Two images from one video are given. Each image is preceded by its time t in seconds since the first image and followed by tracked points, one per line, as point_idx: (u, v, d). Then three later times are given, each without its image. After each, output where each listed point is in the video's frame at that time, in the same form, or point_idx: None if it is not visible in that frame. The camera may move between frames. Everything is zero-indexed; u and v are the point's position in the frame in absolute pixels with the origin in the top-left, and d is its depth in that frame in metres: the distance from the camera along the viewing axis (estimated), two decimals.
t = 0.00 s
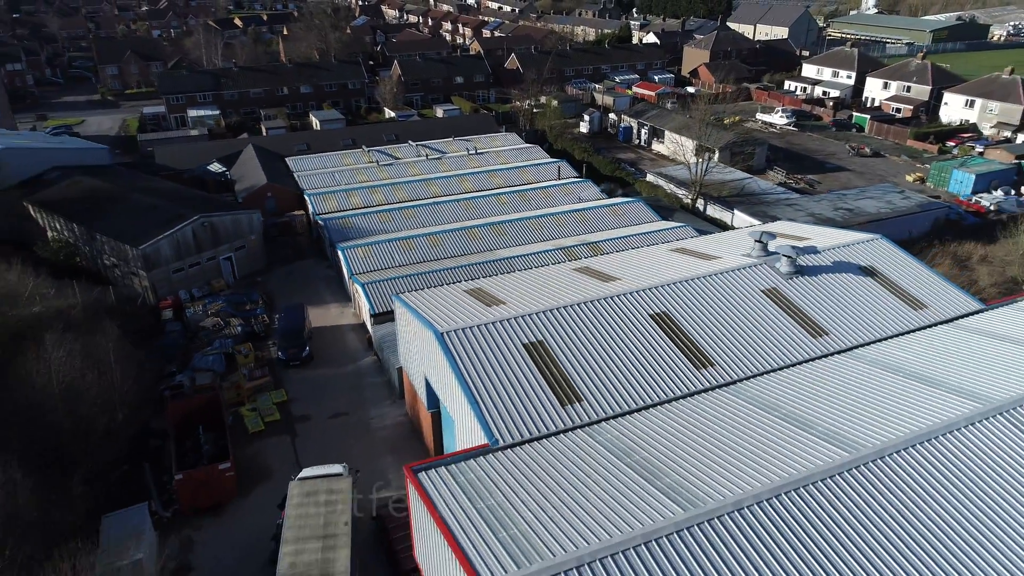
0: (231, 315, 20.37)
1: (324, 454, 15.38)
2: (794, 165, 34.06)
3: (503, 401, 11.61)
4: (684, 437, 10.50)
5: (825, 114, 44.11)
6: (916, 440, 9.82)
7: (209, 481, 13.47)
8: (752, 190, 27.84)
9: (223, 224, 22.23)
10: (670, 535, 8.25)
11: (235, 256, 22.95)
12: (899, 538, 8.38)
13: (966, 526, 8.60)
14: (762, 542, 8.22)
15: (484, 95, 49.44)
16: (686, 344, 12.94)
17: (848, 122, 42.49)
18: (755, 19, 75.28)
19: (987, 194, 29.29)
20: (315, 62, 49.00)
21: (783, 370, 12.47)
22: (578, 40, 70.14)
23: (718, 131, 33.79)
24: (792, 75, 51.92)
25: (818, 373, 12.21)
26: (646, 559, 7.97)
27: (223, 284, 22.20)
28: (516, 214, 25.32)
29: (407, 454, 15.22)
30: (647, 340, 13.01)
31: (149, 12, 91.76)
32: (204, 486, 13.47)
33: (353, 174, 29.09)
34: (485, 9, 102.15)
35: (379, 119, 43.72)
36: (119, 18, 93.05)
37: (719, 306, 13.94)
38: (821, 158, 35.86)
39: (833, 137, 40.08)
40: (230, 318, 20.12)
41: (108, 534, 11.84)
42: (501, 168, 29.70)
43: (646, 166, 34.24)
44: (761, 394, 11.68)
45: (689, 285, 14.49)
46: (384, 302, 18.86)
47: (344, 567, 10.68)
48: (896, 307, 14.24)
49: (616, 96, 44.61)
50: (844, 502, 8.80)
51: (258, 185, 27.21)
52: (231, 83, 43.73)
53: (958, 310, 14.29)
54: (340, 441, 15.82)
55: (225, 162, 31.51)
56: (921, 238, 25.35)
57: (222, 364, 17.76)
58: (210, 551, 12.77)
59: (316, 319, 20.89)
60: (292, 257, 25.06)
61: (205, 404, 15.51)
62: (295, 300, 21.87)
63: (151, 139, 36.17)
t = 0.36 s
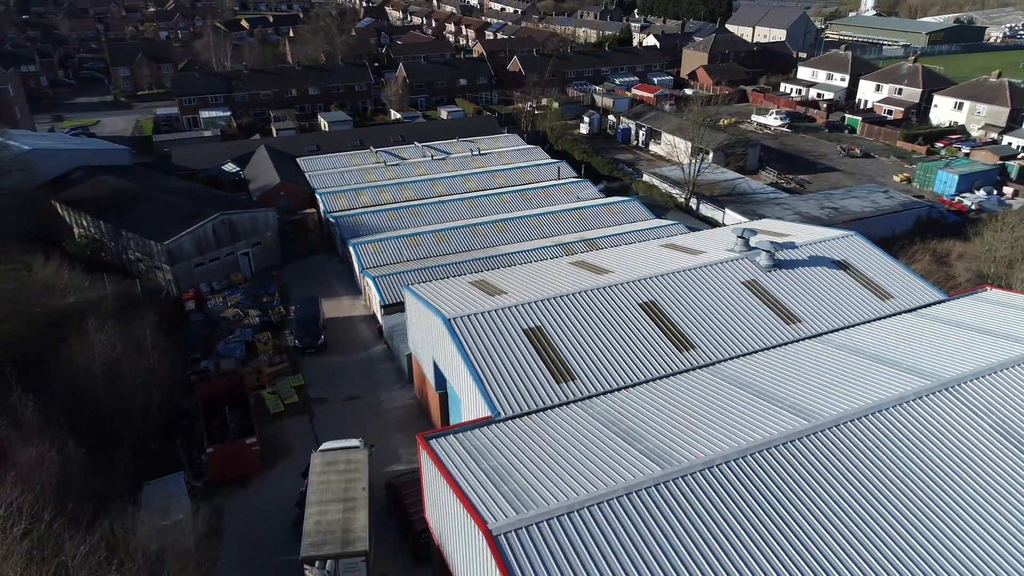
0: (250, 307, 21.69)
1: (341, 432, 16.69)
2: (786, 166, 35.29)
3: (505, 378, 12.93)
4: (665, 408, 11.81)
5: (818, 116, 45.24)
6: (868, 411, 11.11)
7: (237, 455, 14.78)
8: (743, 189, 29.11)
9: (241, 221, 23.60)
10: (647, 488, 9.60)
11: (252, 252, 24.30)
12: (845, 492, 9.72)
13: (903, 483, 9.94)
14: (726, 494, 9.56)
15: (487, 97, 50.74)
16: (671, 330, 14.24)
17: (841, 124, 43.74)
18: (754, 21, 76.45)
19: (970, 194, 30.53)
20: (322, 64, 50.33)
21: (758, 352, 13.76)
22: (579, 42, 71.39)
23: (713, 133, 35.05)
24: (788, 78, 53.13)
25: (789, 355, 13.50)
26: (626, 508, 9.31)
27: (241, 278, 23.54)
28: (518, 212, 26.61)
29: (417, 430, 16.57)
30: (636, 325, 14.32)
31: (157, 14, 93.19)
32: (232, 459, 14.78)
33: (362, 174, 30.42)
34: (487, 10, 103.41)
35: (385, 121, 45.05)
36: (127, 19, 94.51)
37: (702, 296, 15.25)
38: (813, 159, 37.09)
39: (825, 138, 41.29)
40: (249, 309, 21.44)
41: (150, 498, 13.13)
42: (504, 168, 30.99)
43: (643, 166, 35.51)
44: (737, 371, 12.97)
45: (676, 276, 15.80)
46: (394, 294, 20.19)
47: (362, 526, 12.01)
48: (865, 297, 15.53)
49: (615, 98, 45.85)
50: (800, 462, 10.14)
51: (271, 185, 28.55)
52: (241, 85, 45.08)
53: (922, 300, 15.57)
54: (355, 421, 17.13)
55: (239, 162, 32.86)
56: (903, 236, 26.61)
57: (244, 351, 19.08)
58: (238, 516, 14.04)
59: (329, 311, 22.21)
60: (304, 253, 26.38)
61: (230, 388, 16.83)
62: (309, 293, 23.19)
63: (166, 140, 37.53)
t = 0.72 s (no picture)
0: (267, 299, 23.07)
1: (354, 412, 18.06)
2: (779, 166, 36.58)
3: (506, 360, 14.29)
4: (649, 384, 13.14)
5: (812, 117, 46.50)
6: (831, 388, 12.42)
7: (261, 432, 16.11)
8: (734, 189, 30.42)
9: (258, 219, 25.02)
10: (630, 451, 10.95)
11: (267, 248, 25.70)
12: (803, 455, 11.08)
13: (856, 448, 11.28)
14: (700, 457, 10.91)
15: (489, 99, 52.08)
16: (658, 317, 15.59)
17: (833, 125, 44.99)
18: (752, 23, 77.63)
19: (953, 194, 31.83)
20: (329, 67, 51.67)
21: (737, 337, 15.08)
22: (580, 44, 72.67)
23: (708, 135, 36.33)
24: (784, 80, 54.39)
25: (766, 339, 14.82)
26: (612, 468, 10.66)
27: (258, 272, 24.93)
28: (519, 210, 27.95)
29: (424, 411, 17.93)
30: (626, 313, 15.66)
31: (165, 15, 94.61)
32: (256, 435, 16.11)
33: (370, 174, 31.79)
34: (490, 11, 104.70)
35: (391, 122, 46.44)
36: (135, 21, 95.97)
37: (688, 286, 16.60)
38: (805, 159, 38.36)
39: (818, 139, 42.54)
40: (267, 301, 22.81)
41: (183, 467, 14.48)
42: (506, 168, 32.31)
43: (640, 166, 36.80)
44: (716, 353, 14.29)
45: (664, 269, 17.15)
46: (403, 287, 21.59)
47: (377, 491, 13.38)
48: (838, 288, 16.86)
49: (615, 100, 47.14)
50: (767, 430, 11.47)
51: (284, 184, 29.95)
52: (252, 88, 46.48)
53: (892, 292, 16.87)
54: (367, 402, 18.49)
55: (252, 162, 34.26)
56: (886, 234, 27.90)
57: (262, 339, 20.43)
58: (262, 486, 15.40)
59: (341, 303, 23.60)
60: (316, 249, 27.74)
61: (252, 371, 18.19)
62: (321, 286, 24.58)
63: (181, 141, 38.92)
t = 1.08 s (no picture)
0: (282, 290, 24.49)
1: (365, 393, 19.48)
2: (770, 166, 37.91)
3: (505, 342, 15.68)
4: (634, 363, 14.51)
5: (805, 118, 47.82)
6: (798, 366, 13.75)
7: (280, 411, 17.52)
8: (725, 188, 31.78)
9: (272, 216, 26.47)
10: (614, 419, 12.34)
11: (280, 243, 27.14)
12: (768, 424, 12.44)
13: (817, 418, 12.63)
14: (676, 425, 12.28)
15: (492, 100, 53.47)
16: (646, 305, 16.95)
17: (826, 126, 46.32)
18: (751, 25, 78.91)
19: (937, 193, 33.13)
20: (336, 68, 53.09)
21: (717, 322, 16.43)
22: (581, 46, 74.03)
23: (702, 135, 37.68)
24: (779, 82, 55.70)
25: (743, 323, 16.18)
26: (596, 434, 12.03)
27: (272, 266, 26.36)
28: (519, 207, 29.32)
29: (430, 392, 19.35)
30: (616, 301, 17.03)
31: (172, 17, 96.13)
32: (275, 414, 17.50)
33: (377, 173, 33.21)
34: (493, 12, 106.04)
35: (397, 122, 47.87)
36: (143, 22, 97.48)
37: (674, 277, 17.95)
38: (796, 159, 39.65)
39: (811, 139, 43.85)
40: (281, 292, 24.23)
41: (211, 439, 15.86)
42: (507, 168, 33.70)
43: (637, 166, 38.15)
44: (697, 336, 15.64)
45: (653, 261, 18.52)
46: (409, 279, 23.01)
47: (389, 460, 14.79)
48: (813, 279, 18.22)
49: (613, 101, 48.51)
50: (737, 401, 12.84)
51: (295, 182, 31.39)
52: (261, 89, 47.91)
53: (862, 282, 18.24)
54: (377, 384, 19.90)
55: (263, 162, 35.69)
56: (870, 231, 29.23)
57: (279, 327, 21.81)
58: (281, 458, 16.79)
59: (351, 294, 25.02)
60: (326, 245, 29.16)
61: (269, 357, 19.59)
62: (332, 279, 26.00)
63: (194, 141, 40.35)
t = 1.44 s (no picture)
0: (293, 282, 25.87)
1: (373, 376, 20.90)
2: (762, 165, 39.24)
3: (503, 327, 17.08)
4: (619, 344, 15.90)
5: (798, 118, 49.17)
6: (768, 347, 15.12)
7: (294, 391, 18.84)
8: (716, 186, 33.15)
9: (283, 212, 27.92)
10: (598, 392, 13.74)
11: (291, 238, 28.56)
12: (738, 396, 13.83)
13: (781, 392, 14.01)
14: (654, 397, 13.67)
15: (493, 100, 54.85)
16: (634, 293, 18.34)
17: (817, 126, 47.67)
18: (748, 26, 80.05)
19: (920, 191, 34.52)
20: (341, 70, 54.52)
21: (699, 309, 17.81)
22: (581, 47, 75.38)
23: (695, 136, 39.04)
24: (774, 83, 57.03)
25: (720, 309, 17.56)
26: (582, 405, 13.45)
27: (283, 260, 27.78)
28: (518, 204, 30.70)
29: (434, 376, 20.74)
30: (606, 290, 18.41)
31: (179, 18, 97.73)
32: (289, 394, 18.80)
33: (382, 172, 34.64)
34: (494, 13, 107.49)
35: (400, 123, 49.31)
36: (151, 23, 99.12)
37: (661, 268, 19.33)
38: (788, 159, 40.90)
39: (803, 139, 45.18)
40: (293, 284, 25.61)
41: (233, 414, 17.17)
42: (508, 167, 35.06)
43: (633, 165, 39.51)
44: (679, 321, 17.01)
45: (641, 253, 19.89)
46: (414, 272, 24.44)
47: (396, 434, 16.15)
48: (790, 270, 19.59)
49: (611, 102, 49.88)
50: (710, 377, 14.22)
51: (304, 180, 32.82)
52: (269, 90, 49.33)
53: (834, 272, 19.62)
54: (384, 369, 21.31)
55: (273, 161, 37.11)
56: (853, 227, 30.59)
57: (292, 316, 23.21)
58: (296, 435, 18.15)
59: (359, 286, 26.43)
60: (334, 240, 30.56)
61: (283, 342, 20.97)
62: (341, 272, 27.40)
63: (205, 141, 41.77)
